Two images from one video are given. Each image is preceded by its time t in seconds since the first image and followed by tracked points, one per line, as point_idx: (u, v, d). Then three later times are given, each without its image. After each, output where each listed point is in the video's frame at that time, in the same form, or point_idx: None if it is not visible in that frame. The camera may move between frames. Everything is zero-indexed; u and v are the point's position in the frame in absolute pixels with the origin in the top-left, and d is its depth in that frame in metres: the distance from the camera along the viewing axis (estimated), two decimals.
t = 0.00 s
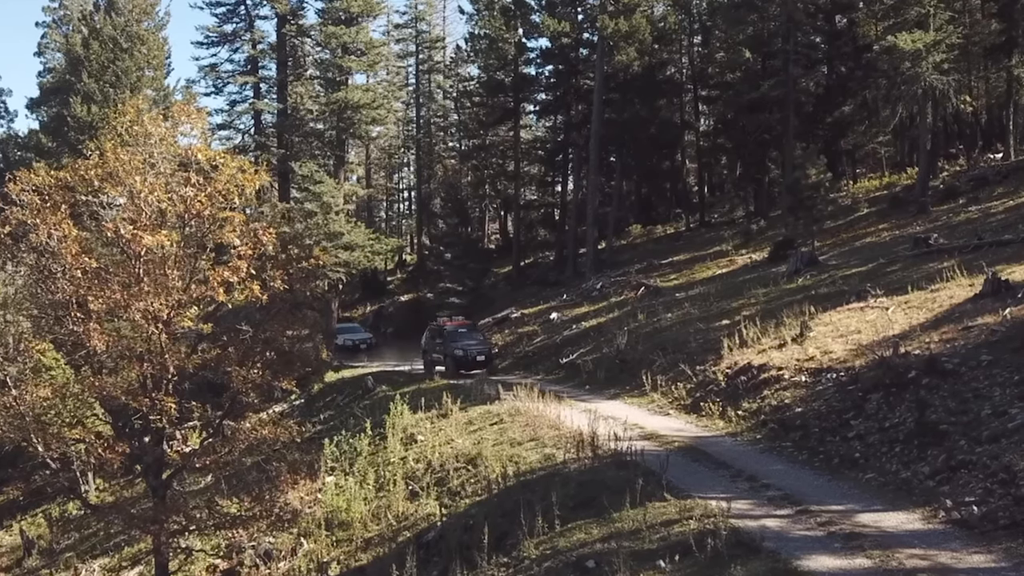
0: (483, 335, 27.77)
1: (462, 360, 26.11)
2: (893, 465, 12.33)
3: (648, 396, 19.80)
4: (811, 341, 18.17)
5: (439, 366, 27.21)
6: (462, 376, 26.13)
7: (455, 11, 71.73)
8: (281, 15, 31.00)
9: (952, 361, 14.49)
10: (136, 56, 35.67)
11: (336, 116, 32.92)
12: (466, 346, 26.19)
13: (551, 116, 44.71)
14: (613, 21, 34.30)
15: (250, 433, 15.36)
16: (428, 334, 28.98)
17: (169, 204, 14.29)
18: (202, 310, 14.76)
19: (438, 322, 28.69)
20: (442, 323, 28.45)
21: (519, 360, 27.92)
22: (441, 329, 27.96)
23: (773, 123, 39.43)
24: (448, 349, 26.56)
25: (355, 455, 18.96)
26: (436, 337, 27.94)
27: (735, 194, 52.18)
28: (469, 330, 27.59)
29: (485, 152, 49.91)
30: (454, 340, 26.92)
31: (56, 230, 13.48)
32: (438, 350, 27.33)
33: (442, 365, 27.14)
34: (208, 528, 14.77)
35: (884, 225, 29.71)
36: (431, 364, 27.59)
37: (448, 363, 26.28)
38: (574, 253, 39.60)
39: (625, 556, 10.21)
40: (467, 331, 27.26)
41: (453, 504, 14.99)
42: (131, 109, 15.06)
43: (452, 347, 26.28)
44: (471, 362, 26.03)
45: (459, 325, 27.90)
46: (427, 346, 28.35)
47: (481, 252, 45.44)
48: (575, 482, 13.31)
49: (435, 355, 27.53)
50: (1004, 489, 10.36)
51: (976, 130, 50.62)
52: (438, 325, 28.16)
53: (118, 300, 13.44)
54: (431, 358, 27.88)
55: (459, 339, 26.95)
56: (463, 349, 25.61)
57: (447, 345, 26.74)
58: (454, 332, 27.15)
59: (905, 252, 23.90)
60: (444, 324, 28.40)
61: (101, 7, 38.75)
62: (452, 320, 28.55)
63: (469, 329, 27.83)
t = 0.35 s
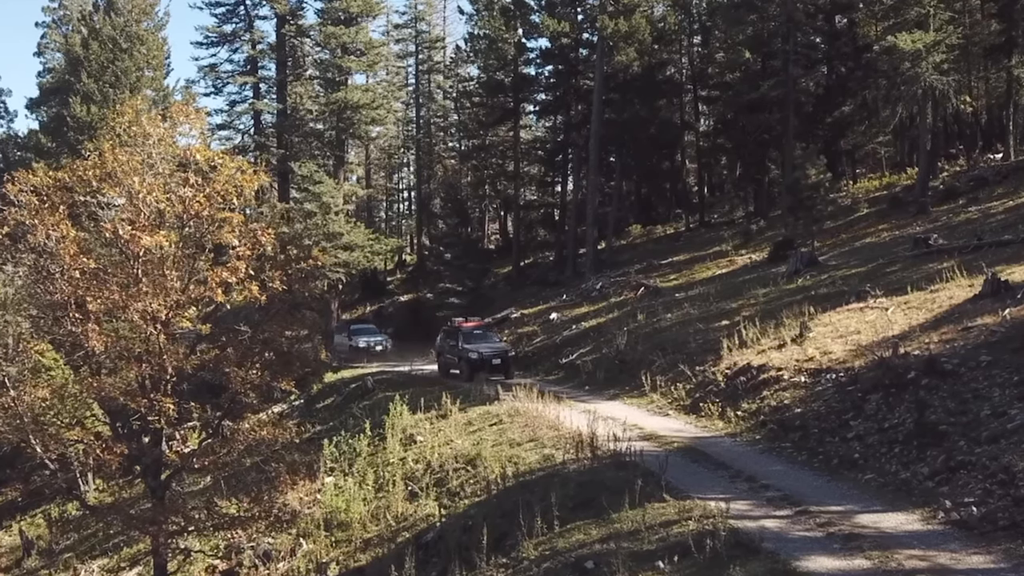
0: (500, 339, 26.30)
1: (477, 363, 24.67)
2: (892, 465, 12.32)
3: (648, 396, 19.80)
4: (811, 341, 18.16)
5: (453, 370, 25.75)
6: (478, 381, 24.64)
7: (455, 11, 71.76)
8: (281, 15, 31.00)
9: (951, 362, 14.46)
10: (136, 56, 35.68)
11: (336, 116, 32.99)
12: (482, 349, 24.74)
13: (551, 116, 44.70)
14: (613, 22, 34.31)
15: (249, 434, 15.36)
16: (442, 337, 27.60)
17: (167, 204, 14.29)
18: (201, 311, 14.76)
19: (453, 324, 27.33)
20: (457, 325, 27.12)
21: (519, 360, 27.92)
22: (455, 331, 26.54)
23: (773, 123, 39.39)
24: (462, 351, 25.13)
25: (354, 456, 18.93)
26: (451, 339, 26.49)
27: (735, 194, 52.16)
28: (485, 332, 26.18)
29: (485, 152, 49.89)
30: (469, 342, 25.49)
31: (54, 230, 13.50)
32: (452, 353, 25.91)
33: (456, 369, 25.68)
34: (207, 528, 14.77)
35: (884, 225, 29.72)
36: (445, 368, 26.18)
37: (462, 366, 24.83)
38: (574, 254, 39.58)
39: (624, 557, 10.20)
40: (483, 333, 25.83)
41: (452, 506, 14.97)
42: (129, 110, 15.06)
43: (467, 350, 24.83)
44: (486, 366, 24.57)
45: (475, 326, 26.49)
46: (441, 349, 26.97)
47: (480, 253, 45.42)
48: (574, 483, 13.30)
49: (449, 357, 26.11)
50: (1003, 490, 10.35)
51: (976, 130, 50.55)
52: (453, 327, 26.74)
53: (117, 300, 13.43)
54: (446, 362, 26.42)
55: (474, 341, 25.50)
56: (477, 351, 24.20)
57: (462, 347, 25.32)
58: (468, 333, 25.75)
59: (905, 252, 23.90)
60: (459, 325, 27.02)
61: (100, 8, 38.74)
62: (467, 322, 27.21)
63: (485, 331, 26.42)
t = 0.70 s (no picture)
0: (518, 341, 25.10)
1: (494, 367, 23.49)
2: (892, 465, 12.32)
3: (647, 396, 19.80)
4: (810, 342, 18.15)
5: (469, 373, 24.52)
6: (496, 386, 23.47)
7: (455, 11, 71.82)
8: (280, 15, 31.02)
9: (950, 362, 14.46)
10: (135, 56, 35.71)
11: (335, 116, 33.07)
12: (499, 352, 23.50)
13: (551, 116, 44.69)
14: (612, 22, 34.36)
15: (248, 434, 15.38)
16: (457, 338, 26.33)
17: (166, 204, 14.28)
18: (200, 311, 14.76)
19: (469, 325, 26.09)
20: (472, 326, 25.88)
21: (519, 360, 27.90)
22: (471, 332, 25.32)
23: (772, 123, 39.37)
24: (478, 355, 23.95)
25: (354, 456, 18.90)
26: (467, 341, 25.28)
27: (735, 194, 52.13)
28: (503, 334, 24.99)
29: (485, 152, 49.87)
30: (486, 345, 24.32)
31: (53, 231, 13.52)
32: (468, 355, 24.72)
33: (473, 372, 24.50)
34: (206, 529, 14.76)
35: (884, 225, 29.72)
36: (461, 371, 24.95)
37: (479, 371, 23.66)
38: (574, 254, 39.55)
39: (624, 558, 10.20)
40: (500, 335, 24.61)
41: (452, 506, 14.95)
42: (128, 110, 15.05)
43: (483, 353, 23.61)
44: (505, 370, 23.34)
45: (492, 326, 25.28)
46: (456, 351, 25.75)
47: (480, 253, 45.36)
48: (573, 484, 13.29)
49: (466, 361, 24.91)
50: (1002, 491, 10.35)
51: (976, 130, 50.45)
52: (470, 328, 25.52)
53: (116, 301, 13.44)
54: (462, 365, 25.17)
55: (492, 344, 24.31)
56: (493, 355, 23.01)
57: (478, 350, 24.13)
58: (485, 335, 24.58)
59: (905, 252, 23.90)
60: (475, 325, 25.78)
61: (99, 8, 38.74)
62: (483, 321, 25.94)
63: (502, 332, 25.22)
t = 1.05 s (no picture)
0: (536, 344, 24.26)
1: (509, 370, 22.72)
2: (892, 466, 12.32)
3: (647, 397, 19.80)
4: (810, 343, 18.13)
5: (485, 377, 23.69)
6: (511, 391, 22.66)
7: (455, 11, 71.82)
8: (280, 16, 31.03)
9: (950, 363, 14.46)
10: (136, 56, 35.73)
11: (335, 116, 33.14)
12: (514, 355, 22.73)
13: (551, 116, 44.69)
14: (612, 22, 34.41)
15: (248, 435, 15.40)
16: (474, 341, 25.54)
17: (166, 205, 14.28)
18: (200, 312, 14.77)
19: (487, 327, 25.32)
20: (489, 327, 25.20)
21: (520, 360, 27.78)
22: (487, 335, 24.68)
23: (772, 123, 39.35)
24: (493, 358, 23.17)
25: (354, 456, 18.89)
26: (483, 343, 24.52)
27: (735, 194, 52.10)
28: (520, 337, 24.24)
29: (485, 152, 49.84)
30: (502, 348, 23.55)
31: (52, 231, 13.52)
32: (484, 359, 23.94)
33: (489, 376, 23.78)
34: (206, 529, 14.76)
35: (884, 226, 29.74)
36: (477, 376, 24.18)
37: (494, 374, 22.88)
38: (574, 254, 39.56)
39: (624, 558, 10.20)
40: (516, 337, 23.93)
41: (452, 506, 14.95)
42: (128, 111, 15.05)
43: (498, 356, 22.85)
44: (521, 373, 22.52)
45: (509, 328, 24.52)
46: (473, 354, 25.02)
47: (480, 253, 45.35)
48: (573, 484, 13.30)
49: (482, 364, 24.12)
50: (1002, 491, 10.35)
51: (976, 130, 50.39)
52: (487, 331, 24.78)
53: (116, 301, 13.44)
54: (479, 369, 24.39)
55: (508, 347, 23.56)
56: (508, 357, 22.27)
57: (493, 353, 23.38)
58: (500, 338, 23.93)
59: (905, 253, 23.91)
60: (493, 328, 25.02)
61: (99, 7, 38.73)
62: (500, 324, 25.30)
63: (520, 335, 24.45)
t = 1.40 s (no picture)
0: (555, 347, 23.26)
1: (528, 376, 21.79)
2: (893, 466, 12.33)
3: (648, 397, 19.80)
4: (811, 343, 18.12)
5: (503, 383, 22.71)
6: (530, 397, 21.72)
7: (455, 11, 71.81)
8: (281, 16, 31.05)
9: (951, 363, 14.46)
10: (136, 56, 35.75)
11: (336, 116, 33.12)
12: (532, 359, 21.76)
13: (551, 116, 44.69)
14: (613, 22, 34.49)
15: (250, 435, 15.40)
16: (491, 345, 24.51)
17: (168, 205, 14.30)
18: (201, 312, 14.79)
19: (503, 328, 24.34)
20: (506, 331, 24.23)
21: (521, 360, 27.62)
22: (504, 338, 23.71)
23: (773, 122, 39.34)
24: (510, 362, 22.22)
25: (354, 456, 18.88)
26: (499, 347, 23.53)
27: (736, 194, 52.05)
28: (538, 339, 23.24)
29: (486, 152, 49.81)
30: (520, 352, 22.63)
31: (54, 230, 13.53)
32: (501, 364, 22.99)
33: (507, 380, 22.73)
34: (207, 529, 14.77)
35: (884, 226, 29.74)
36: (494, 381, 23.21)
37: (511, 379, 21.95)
38: (574, 254, 39.56)
39: (625, 558, 10.21)
40: (533, 340, 22.96)
41: (453, 506, 14.97)
42: (130, 111, 15.07)
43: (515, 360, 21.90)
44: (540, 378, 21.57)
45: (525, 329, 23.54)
46: (489, 358, 24.01)
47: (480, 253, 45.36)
48: (574, 484, 13.31)
49: (499, 369, 23.14)
50: (1003, 491, 10.35)
51: (976, 130, 50.33)
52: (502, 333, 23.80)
53: (117, 301, 13.47)
54: (496, 374, 23.42)
55: (526, 350, 22.58)
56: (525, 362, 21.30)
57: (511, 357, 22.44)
58: (518, 340, 22.96)
59: (906, 252, 23.92)
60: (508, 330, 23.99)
61: (100, 7, 38.75)
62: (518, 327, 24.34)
63: (538, 337, 23.48)
